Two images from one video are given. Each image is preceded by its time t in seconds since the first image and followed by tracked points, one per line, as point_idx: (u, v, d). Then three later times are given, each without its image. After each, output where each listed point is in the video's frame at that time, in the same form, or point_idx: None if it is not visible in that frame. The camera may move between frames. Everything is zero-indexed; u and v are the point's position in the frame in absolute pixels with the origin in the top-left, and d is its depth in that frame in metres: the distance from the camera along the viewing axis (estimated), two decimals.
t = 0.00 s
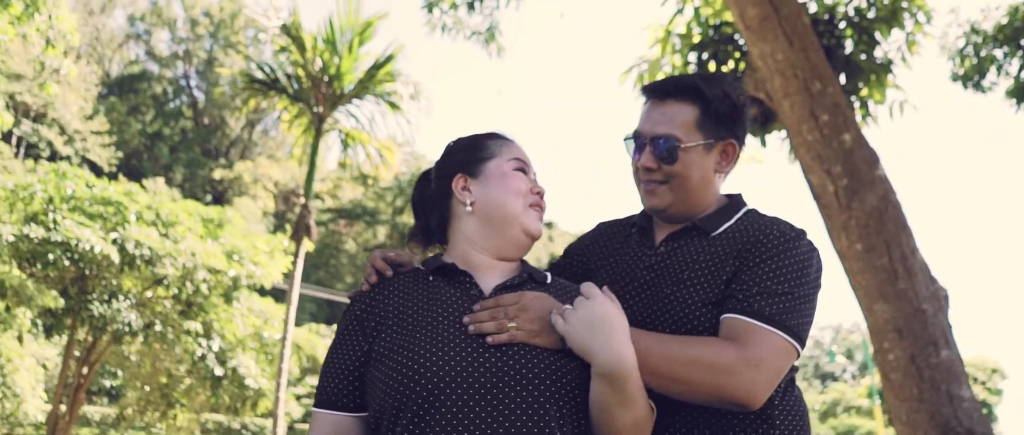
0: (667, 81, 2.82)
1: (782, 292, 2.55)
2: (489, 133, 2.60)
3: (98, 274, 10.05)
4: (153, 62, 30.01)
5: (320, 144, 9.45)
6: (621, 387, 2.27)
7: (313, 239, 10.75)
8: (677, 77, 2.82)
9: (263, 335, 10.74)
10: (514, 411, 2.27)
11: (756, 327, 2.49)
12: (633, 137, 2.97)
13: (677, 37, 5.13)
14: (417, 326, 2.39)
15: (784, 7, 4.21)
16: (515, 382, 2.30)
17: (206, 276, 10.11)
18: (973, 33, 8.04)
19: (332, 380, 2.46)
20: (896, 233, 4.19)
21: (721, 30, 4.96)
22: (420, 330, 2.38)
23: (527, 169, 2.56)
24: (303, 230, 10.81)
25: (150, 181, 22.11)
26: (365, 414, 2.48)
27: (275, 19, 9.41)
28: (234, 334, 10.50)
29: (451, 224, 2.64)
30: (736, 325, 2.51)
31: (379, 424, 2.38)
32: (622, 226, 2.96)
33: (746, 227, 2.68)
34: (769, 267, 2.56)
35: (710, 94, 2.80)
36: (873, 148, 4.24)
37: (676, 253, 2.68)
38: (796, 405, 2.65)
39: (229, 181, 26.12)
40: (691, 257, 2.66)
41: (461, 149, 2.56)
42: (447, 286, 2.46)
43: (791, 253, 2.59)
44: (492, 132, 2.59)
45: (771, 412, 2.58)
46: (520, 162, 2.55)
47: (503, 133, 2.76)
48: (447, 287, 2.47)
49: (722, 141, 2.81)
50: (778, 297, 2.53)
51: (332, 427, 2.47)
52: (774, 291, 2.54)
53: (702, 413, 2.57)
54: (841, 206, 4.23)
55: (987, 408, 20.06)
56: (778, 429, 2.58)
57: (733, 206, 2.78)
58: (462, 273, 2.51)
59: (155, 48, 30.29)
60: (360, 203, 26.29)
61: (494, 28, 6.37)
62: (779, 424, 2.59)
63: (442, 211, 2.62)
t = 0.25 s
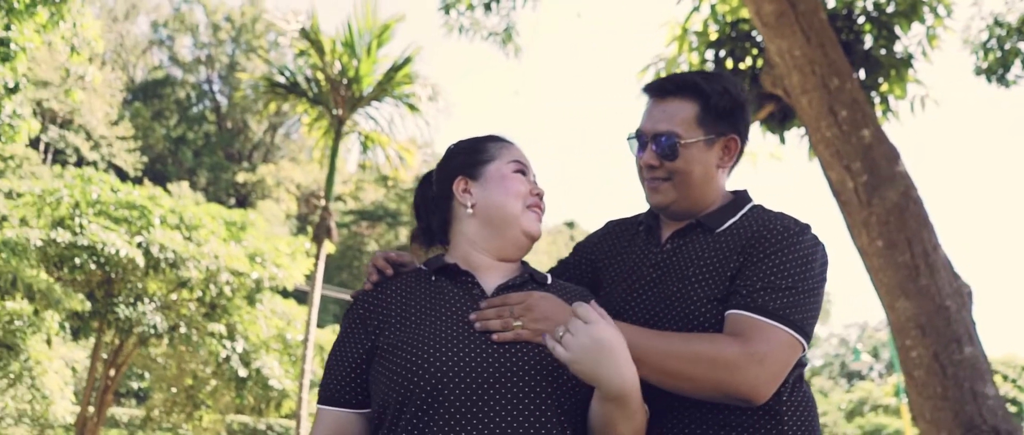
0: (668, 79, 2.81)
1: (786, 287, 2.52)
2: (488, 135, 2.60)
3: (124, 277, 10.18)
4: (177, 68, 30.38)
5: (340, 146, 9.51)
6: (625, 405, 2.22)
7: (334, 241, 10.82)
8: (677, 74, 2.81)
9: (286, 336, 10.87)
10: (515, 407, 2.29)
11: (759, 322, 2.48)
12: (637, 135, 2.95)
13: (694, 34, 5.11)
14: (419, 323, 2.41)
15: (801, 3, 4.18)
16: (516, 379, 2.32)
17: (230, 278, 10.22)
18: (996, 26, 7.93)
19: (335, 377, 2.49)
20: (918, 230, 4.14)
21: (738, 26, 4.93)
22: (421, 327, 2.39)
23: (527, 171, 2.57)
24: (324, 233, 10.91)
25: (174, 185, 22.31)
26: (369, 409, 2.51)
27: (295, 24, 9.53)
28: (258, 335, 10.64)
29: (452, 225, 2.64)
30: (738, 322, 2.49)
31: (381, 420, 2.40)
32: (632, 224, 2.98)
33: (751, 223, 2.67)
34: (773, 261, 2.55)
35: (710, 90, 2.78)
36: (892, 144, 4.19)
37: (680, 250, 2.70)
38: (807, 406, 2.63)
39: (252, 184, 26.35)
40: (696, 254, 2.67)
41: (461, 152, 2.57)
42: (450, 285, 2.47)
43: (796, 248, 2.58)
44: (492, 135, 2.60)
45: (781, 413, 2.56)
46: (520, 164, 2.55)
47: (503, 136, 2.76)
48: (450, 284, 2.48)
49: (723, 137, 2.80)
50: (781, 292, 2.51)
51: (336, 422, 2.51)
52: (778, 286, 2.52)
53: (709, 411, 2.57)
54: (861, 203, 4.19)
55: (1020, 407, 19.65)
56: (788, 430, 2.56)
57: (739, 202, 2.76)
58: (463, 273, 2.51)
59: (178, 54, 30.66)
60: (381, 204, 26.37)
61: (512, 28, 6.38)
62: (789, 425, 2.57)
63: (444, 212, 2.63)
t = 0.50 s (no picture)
0: (670, 79, 2.79)
1: (792, 282, 2.49)
2: (490, 140, 2.68)
3: (151, 281, 10.27)
4: (201, 73, 30.76)
5: (361, 149, 9.57)
6: None
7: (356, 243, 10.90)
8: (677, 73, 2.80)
9: (310, 337, 10.93)
10: (519, 404, 2.35)
11: (765, 318, 2.44)
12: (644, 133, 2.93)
13: (712, 32, 5.09)
14: (424, 323, 2.45)
15: None
16: (519, 377, 2.37)
17: (254, 281, 10.31)
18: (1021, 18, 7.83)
19: (341, 375, 2.53)
20: (940, 226, 4.10)
21: (756, 24, 4.91)
22: (427, 326, 2.44)
23: (528, 175, 2.64)
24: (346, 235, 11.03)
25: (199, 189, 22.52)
26: (374, 407, 2.55)
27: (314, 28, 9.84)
28: (282, 337, 10.71)
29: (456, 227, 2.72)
30: (744, 319, 2.46)
31: (386, 418, 2.45)
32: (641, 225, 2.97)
33: (757, 220, 2.64)
34: (779, 258, 2.52)
35: (711, 87, 2.78)
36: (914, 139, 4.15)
37: (687, 249, 2.69)
38: (819, 404, 2.61)
39: (275, 188, 26.55)
40: (702, 253, 2.66)
41: (463, 157, 2.65)
42: (455, 286, 2.51)
43: (802, 244, 2.54)
44: (494, 140, 2.67)
45: (793, 411, 2.55)
46: (521, 169, 2.63)
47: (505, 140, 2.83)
48: (454, 286, 2.52)
49: (727, 133, 2.77)
50: (787, 287, 2.47)
51: (341, 419, 2.55)
52: (784, 282, 2.48)
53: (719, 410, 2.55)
54: (883, 200, 4.15)
55: None
56: (800, 428, 2.55)
57: (746, 199, 2.75)
58: (468, 275, 2.56)
59: (201, 59, 31.05)
60: (404, 206, 26.45)
61: (529, 29, 6.39)
62: (800, 423, 2.56)
63: (448, 214, 2.71)
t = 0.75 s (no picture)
0: (675, 78, 2.80)
1: (801, 278, 2.47)
2: (494, 144, 2.71)
3: (175, 284, 10.42)
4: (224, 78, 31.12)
5: (381, 151, 9.62)
6: None
7: (376, 244, 11.08)
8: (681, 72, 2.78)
9: (334, 339, 10.96)
10: (529, 405, 2.37)
11: (772, 315, 2.43)
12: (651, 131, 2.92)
13: (731, 30, 5.06)
14: (432, 323, 2.45)
15: None
16: (529, 377, 2.38)
17: (277, 283, 10.38)
18: None
19: (348, 374, 2.51)
20: (964, 222, 4.05)
21: (775, 20, 4.85)
22: (436, 327, 2.43)
23: (532, 178, 2.68)
24: (368, 236, 11.17)
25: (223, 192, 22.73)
26: (381, 406, 2.53)
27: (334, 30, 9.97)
28: (305, 339, 10.75)
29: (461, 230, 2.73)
30: (751, 316, 2.46)
31: (395, 417, 2.44)
32: (650, 224, 2.97)
33: (766, 218, 2.63)
34: (787, 254, 2.51)
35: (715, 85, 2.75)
36: (935, 134, 4.11)
37: (696, 248, 2.68)
38: (834, 401, 2.59)
39: (299, 190, 26.73)
40: (711, 251, 2.65)
41: (468, 160, 2.68)
42: (462, 288, 2.52)
43: (811, 239, 2.53)
44: (497, 143, 2.71)
45: (805, 410, 2.53)
46: (525, 171, 2.67)
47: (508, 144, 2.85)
48: (462, 288, 2.53)
49: (733, 130, 2.75)
50: (796, 283, 2.46)
51: (348, 416, 2.53)
52: (793, 278, 2.47)
53: (729, 409, 2.55)
54: (904, 196, 4.11)
55: None
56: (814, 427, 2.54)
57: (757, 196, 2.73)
58: (474, 277, 2.57)
59: (224, 64, 31.42)
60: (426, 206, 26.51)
61: (547, 29, 6.39)
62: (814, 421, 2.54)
63: (453, 216, 2.72)
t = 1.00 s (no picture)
0: (677, 78, 2.83)
1: (810, 275, 2.50)
2: (498, 146, 2.75)
3: (198, 286, 10.46)
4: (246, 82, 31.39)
5: (400, 153, 9.66)
6: None
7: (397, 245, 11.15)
8: (684, 72, 2.84)
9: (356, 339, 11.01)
10: (538, 406, 2.41)
11: (781, 312, 2.46)
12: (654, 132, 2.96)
13: (748, 27, 5.04)
14: (443, 323, 2.48)
15: None
16: (539, 379, 2.44)
17: (299, 285, 10.47)
18: None
19: (356, 371, 2.52)
20: (986, 218, 4.01)
21: (792, 17, 4.82)
22: (448, 327, 2.47)
23: (536, 179, 2.70)
24: (388, 237, 11.24)
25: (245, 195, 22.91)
26: (388, 403, 2.54)
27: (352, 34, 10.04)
28: (327, 340, 10.81)
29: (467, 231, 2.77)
30: (760, 313, 2.49)
31: (404, 416, 2.46)
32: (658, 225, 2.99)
33: (774, 215, 2.65)
34: (795, 250, 2.54)
35: (717, 83, 2.81)
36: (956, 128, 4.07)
37: (705, 247, 2.71)
38: (845, 398, 2.59)
39: (320, 192, 26.86)
40: (719, 249, 2.68)
41: (472, 162, 2.71)
42: (471, 290, 2.56)
43: (818, 236, 2.56)
44: (502, 145, 2.74)
45: (816, 407, 2.53)
46: (529, 172, 2.70)
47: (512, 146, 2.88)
48: (472, 290, 2.57)
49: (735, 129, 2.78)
50: (805, 279, 2.49)
51: (354, 412, 2.53)
52: (801, 274, 2.50)
53: (739, 406, 2.55)
54: (925, 193, 4.07)
55: None
56: (824, 424, 2.53)
57: (764, 193, 2.76)
58: (483, 279, 2.60)
59: (246, 68, 31.70)
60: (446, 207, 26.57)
61: (564, 29, 6.39)
62: (825, 418, 2.54)
63: (458, 218, 2.75)
